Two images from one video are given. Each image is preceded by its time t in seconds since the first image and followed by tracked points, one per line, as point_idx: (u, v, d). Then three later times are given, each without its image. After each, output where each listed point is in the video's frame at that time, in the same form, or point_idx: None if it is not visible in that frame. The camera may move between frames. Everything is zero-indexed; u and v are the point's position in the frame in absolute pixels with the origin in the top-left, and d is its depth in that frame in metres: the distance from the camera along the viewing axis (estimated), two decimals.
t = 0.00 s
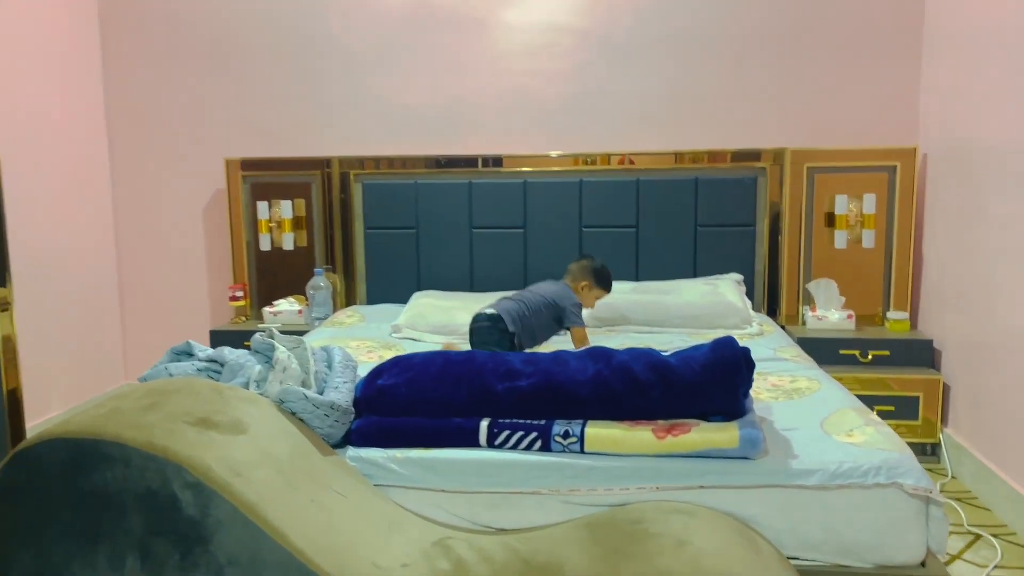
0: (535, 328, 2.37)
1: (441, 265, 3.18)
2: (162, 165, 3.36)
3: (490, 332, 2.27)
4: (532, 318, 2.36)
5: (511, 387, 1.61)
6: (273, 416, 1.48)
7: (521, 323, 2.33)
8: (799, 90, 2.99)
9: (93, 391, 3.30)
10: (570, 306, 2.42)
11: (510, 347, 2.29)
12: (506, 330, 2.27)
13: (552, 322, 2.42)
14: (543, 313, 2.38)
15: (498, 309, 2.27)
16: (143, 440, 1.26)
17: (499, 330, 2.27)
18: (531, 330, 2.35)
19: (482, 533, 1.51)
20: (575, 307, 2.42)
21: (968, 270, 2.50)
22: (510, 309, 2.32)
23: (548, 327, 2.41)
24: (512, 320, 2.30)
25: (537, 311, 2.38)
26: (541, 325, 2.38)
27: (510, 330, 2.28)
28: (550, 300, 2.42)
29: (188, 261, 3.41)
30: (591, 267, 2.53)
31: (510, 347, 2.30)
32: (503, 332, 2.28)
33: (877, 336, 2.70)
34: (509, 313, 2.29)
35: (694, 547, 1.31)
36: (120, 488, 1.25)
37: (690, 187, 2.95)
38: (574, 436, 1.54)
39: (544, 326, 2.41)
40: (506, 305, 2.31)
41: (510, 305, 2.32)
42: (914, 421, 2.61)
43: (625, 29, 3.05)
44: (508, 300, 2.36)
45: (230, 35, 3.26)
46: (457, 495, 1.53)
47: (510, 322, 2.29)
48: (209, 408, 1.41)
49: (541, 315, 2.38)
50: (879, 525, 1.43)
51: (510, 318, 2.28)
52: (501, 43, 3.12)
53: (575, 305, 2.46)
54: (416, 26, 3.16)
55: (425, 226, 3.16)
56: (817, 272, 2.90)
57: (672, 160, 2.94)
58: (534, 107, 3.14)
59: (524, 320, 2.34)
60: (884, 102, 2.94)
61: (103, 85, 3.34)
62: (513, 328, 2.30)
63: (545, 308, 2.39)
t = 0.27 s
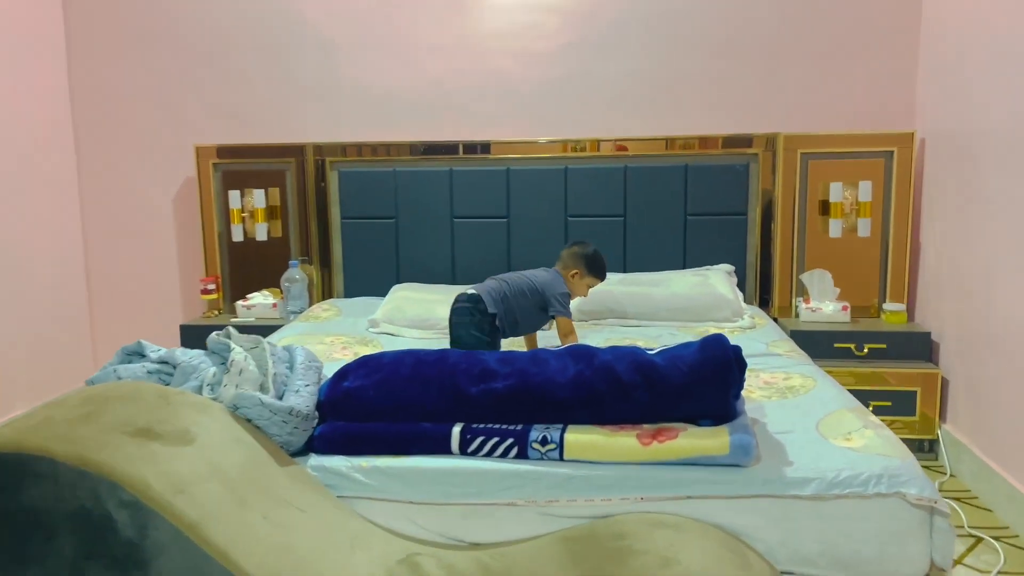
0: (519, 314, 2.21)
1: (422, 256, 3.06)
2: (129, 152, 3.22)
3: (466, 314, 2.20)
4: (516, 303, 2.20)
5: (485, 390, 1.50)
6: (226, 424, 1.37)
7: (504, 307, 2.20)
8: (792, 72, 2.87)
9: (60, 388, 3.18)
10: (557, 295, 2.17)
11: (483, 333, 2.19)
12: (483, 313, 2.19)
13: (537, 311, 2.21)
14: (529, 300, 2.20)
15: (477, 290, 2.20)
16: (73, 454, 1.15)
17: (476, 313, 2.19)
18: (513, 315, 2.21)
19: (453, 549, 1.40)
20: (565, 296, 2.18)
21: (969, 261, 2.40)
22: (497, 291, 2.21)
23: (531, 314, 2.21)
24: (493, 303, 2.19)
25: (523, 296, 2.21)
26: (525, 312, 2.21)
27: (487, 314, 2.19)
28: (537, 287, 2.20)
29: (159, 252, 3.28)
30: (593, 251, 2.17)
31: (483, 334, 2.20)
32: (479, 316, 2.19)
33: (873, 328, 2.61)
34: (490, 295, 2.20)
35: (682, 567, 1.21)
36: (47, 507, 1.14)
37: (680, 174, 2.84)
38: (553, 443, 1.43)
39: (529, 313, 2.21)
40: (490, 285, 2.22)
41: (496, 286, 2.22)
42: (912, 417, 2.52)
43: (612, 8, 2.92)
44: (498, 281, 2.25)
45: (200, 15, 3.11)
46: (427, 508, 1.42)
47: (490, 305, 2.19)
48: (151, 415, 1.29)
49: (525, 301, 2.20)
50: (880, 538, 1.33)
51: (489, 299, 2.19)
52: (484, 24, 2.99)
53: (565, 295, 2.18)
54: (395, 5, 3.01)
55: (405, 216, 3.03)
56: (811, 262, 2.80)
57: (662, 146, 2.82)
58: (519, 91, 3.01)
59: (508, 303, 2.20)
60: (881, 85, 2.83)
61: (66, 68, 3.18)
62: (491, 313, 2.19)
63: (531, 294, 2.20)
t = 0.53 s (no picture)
0: (493, 298, 2.11)
1: (411, 256, 2.95)
2: (106, 147, 3.10)
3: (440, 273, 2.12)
4: (494, 288, 2.10)
5: (469, 404, 1.40)
6: (188, 446, 1.27)
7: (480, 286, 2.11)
8: (794, 63, 2.76)
9: (36, 392, 3.07)
10: (535, 295, 2.09)
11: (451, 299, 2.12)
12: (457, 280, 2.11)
13: (512, 302, 2.11)
14: (509, 289, 2.10)
15: (460, 253, 2.11)
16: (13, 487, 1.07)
17: (450, 276, 2.11)
18: (487, 296, 2.11)
19: None
20: (545, 294, 2.11)
21: (979, 260, 2.30)
22: (480, 269, 2.11)
23: (501, 300, 2.11)
24: (472, 278, 2.10)
25: (504, 282, 2.10)
26: (499, 298, 2.11)
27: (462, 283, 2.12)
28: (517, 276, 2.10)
29: (139, 251, 3.17)
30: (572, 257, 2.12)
31: (451, 300, 2.12)
32: (453, 281, 2.11)
33: (878, 330, 2.51)
34: (472, 269, 2.10)
35: None
36: None
37: (677, 170, 2.73)
38: (541, 462, 1.33)
39: (502, 303, 2.11)
40: (476, 257, 2.12)
41: (482, 264, 2.11)
42: (919, 423, 2.42)
43: None
44: (486, 259, 2.13)
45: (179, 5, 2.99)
46: (407, 532, 1.32)
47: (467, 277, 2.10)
48: (106, 436, 1.20)
49: (503, 289, 2.10)
50: (894, 566, 1.23)
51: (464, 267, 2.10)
52: (474, 14, 2.87)
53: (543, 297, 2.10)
54: None
55: (393, 213, 2.93)
56: (814, 261, 2.69)
57: (659, 141, 2.72)
58: (510, 84, 2.90)
59: (487, 285, 2.10)
60: (886, 77, 2.72)
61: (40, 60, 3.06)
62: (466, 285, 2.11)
63: (511, 282, 2.10)
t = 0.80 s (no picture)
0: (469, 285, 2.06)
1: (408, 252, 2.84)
2: (91, 139, 2.99)
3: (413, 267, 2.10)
4: (468, 276, 2.05)
5: (467, 414, 1.30)
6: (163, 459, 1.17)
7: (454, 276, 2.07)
8: (806, 51, 2.65)
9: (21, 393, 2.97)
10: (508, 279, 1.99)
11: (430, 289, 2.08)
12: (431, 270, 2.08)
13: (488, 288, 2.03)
14: (481, 276, 2.04)
15: (432, 244, 2.09)
16: None
17: (422, 268, 2.08)
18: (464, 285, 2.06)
19: None
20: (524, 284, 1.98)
21: (1000, 256, 2.20)
22: (453, 258, 2.07)
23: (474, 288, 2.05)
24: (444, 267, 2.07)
25: (476, 270, 2.05)
26: (473, 287, 2.05)
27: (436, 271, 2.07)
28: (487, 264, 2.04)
29: (126, 247, 3.06)
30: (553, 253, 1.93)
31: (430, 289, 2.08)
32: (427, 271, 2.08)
33: (894, 329, 2.41)
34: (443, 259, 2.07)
35: None
36: None
37: (684, 163, 2.63)
38: (545, 477, 1.23)
39: (478, 290, 2.05)
40: (449, 249, 2.09)
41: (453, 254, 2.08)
42: (937, 426, 2.33)
43: None
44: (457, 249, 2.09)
45: None
46: (401, 552, 1.23)
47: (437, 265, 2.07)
48: (70, 451, 1.11)
49: (476, 277, 2.04)
50: None
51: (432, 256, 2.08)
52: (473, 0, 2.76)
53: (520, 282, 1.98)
54: None
55: (389, 208, 2.82)
56: (826, 257, 2.59)
57: (663, 132, 2.61)
58: (511, 73, 2.79)
59: (460, 275, 2.06)
60: (903, 65, 2.61)
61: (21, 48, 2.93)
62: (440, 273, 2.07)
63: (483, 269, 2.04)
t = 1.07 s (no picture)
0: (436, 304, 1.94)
1: (412, 252, 2.73)
2: (83, 136, 2.88)
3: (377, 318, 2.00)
4: (430, 298, 1.94)
5: (479, 434, 1.20)
6: (145, 484, 1.10)
7: (419, 305, 1.96)
8: (829, 41, 2.53)
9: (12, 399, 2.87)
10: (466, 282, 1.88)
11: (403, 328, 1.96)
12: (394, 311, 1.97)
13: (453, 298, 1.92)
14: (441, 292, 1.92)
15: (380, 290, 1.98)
16: None
17: (385, 315, 1.98)
18: (431, 309, 1.94)
19: None
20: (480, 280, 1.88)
21: None
22: (409, 289, 1.97)
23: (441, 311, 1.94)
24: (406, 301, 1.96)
25: (433, 289, 1.94)
26: (439, 306, 1.93)
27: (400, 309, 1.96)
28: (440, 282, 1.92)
29: (121, 247, 2.96)
30: (490, 233, 1.82)
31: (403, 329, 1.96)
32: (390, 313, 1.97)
33: (923, 333, 2.30)
34: (401, 296, 1.97)
35: None
36: None
37: (701, 159, 2.51)
38: (566, 505, 1.13)
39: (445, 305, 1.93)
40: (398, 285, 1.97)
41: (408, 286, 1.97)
42: (969, 435, 2.22)
43: None
44: (410, 278, 1.99)
45: None
46: None
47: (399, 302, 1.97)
48: (40, 482, 1.04)
49: (438, 296, 1.93)
50: None
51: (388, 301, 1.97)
52: None
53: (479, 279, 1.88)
54: None
55: (393, 207, 2.71)
56: (851, 256, 2.49)
57: (671, 127, 2.51)
58: (519, 66, 2.67)
59: (421, 301, 1.95)
60: (930, 56, 2.49)
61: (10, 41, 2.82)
62: (403, 308, 1.96)
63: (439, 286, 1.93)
